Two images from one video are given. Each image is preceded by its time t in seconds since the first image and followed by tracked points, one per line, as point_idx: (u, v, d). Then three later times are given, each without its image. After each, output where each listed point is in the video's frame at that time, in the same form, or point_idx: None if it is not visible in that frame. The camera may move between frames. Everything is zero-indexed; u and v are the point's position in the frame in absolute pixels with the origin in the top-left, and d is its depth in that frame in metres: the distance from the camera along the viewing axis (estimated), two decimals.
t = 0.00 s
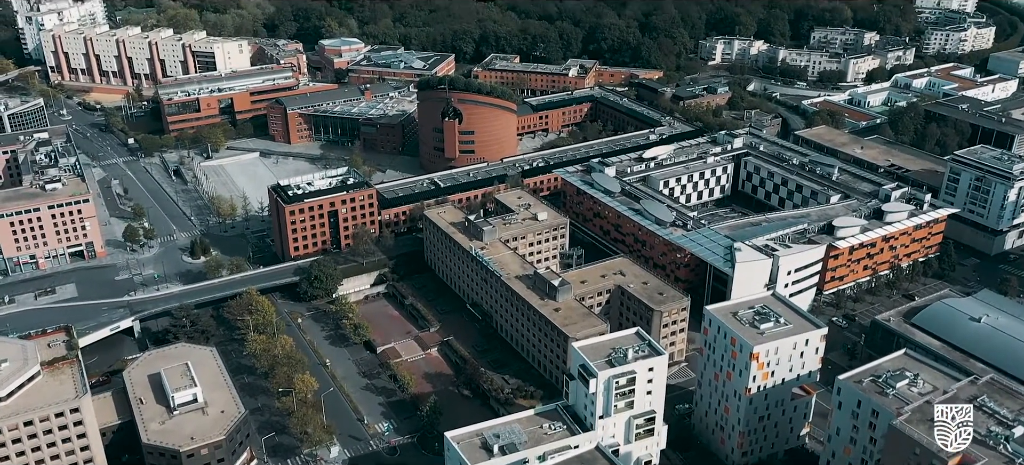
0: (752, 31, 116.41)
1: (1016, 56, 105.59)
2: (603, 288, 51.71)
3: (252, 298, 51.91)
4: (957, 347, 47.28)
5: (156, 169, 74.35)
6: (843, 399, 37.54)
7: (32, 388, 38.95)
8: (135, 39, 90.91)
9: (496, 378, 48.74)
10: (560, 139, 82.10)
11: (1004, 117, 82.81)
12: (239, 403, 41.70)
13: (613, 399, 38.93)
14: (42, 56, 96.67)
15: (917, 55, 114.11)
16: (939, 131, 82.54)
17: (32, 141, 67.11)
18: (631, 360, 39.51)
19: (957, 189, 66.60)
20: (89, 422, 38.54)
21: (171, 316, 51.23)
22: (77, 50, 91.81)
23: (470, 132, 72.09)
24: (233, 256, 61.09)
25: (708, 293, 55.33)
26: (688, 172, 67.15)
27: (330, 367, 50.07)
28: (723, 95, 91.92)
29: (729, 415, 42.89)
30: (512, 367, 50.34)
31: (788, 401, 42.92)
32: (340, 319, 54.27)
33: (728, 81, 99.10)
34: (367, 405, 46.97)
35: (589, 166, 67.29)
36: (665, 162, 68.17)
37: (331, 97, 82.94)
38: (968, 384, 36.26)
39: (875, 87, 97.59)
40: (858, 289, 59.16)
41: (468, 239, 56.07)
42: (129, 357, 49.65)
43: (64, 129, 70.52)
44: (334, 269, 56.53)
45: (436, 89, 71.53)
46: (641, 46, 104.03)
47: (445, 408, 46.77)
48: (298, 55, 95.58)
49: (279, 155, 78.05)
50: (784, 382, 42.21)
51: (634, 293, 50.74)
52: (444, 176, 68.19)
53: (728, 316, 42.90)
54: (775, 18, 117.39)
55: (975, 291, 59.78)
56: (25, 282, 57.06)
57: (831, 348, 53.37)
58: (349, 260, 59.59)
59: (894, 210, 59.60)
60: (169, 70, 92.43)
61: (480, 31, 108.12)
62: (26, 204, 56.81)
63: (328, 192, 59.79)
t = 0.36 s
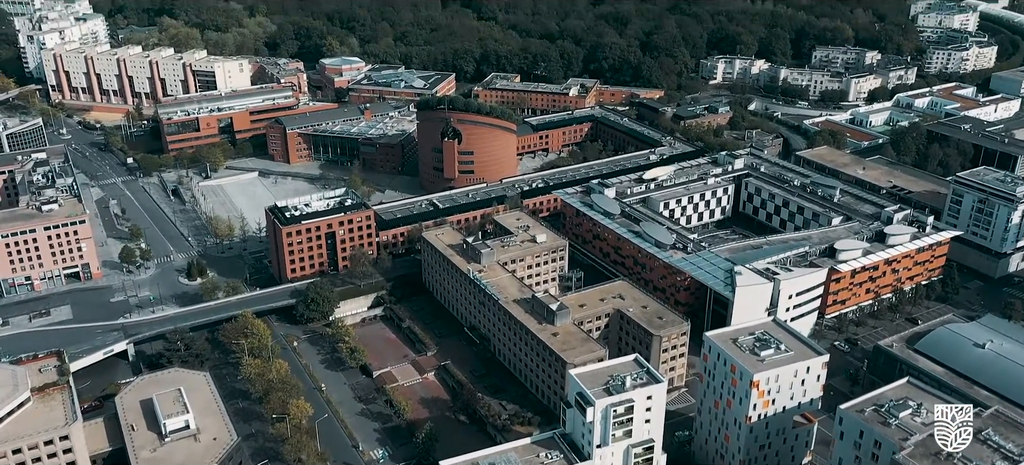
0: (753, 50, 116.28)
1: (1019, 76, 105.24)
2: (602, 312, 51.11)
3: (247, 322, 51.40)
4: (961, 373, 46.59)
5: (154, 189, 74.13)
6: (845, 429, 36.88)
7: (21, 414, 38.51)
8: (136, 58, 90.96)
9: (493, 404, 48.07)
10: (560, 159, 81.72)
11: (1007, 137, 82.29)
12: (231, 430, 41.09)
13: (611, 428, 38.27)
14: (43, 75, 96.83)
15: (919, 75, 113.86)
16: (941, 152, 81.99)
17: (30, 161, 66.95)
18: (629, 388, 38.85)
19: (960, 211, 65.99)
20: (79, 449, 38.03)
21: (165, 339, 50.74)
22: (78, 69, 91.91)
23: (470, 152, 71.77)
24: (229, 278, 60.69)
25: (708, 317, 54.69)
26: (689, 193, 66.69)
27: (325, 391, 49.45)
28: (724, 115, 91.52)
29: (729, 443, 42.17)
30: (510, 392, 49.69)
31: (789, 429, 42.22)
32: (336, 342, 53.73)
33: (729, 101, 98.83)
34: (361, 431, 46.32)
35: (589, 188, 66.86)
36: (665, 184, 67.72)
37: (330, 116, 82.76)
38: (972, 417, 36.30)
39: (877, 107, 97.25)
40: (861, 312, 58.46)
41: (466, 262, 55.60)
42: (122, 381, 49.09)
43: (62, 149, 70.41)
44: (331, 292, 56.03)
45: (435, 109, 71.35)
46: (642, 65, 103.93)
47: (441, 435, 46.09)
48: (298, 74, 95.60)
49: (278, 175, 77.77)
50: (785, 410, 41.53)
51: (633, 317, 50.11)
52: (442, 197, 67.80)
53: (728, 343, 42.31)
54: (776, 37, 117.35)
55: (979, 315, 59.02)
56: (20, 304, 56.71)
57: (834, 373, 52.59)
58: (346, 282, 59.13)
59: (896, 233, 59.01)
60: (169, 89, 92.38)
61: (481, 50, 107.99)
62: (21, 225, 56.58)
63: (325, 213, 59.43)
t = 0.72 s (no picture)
0: (756, 69, 116.04)
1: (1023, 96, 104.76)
2: (602, 336, 50.49)
3: (244, 345, 50.84)
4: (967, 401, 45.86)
5: (154, 208, 73.93)
6: (849, 460, 36.22)
7: (12, 440, 38.07)
8: (138, 77, 91.05)
9: (491, 430, 47.34)
10: (562, 179, 81.28)
11: (1011, 158, 81.72)
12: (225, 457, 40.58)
13: (609, 457, 37.65)
14: (45, 93, 97.02)
15: (922, 94, 113.56)
16: (946, 173, 81.35)
17: (29, 181, 66.80)
18: (628, 416, 38.24)
19: (965, 234, 65.33)
20: None
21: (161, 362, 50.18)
22: (80, 88, 92.06)
23: (470, 172, 71.45)
24: (227, 300, 60.27)
25: (710, 341, 54.04)
26: (691, 215, 66.19)
27: (322, 417, 48.78)
28: (727, 134, 91.03)
29: None
30: (508, 417, 49.01)
31: (792, 458, 41.46)
32: (334, 365, 53.17)
33: (732, 120, 98.55)
34: (357, 457, 45.63)
35: (590, 209, 66.43)
36: (667, 205, 67.23)
37: (331, 136, 82.61)
38: (980, 450, 35.51)
39: (880, 126, 96.86)
40: (865, 337, 57.71)
41: (465, 284, 55.12)
42: (116, 405, 48.46)
43: (62, 169, 70.26)
44: (328, 314, 55.52)
45: (436, 129, 71.22)
46: (644, 84, 103.77)
47: (439, 462, 45.38)
48: (300, 93, 95.66)
49: (278, 195, 77.49)
50: (788, 439, 40.79)
51: (633, 342, 49.48)
52: (442, 218, 67.41)
53: (730, 370, 41.70)
54: (779, 57, 117.28)
55: (986, 340, 58.15)
56: (16, 325, 56.34)
57: (838, 398, 51.79)
58: (344, 304, 58.64)
59: (900, 256, 58.35)
60: (170, 108, 92.38)
61: (483, 69, 107.75)
62: (18, 246, 56.31)
63: (324, 234, 59.06)
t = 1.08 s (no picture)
0: (759, 88, 115.75)
1: None
2: (603, 361, 49.80)
3: (240, 368, 50.24)
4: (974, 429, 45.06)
5: (154, 228, 73.71)
6: None
7: None
8: (140, 95, 91.12)
9: (490, 457, 46.62)
10: (564, 199, 80.82)
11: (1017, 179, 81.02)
12: None
13: None
14: (48, 111, 97.15)
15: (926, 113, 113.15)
16: (951, 193, 80.60)
17: (28, 200, 66.66)
18: (628, 445, 37.60)
19: (970, 256, 64.61)
20: None
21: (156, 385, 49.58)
22: (83, 106, 92.18)
23: (471, 193, 71.08)
24: (225, 321, 59.77)
25: (712, 366, 53.28)
26: (693, 236, 65.64)
27: (319, 441, 48.11)
28: (729, 154, 90.49)
29: None
30: (507, 443, 48.26)
31: None
32: (331, 389, 52.54)
33: (735, 140, 98.19)
34: None
35: (591, 230, 65.94)
36: (669, 226, 66.69)
37: (332, 155, 82.38)
38: None
39: (884, 146, 96.34)
40: (869, 361, 56.88)
41: (464, 307, 54.56)
42: (111, 429, 47.86)
43: (61, 188, 70.09)
44: (326, 337, 54.96)
45: (436, 149, 70.93)
46: (647, 103, 103.48)
47: None
48: (302, 112, 95.64)
49: (278, 214, 77.22)
50: None
51: (634, 367, 48.76)
52: (442, 239, 66.98)
53: (731, 398, 41.06)
54: (782, 75, 117.03)
55: (993, 365, 57.29)
56: (12, 347, 55.94)
57: (843, 425, 50.91)
58: (343, 326, 58.10)
59: (905, 279, 57.64)
60: (172, 126, 92.37)
61: (485, 88, 107.65)
62: (15, 267, 56.03)
63: (323, 256, 58.60)
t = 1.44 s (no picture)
0: (762, 106, 115.44)
1: None
2: (603, 385, 49.07)
3: (236, 391, 49.63)
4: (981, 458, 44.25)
5: (153, 247, 73.48)
6: None
7: None
8: (142, 114, 91.12)
9: None
10: (565, 219, 80.38)
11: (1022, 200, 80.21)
12: None
13: None
14: (50, 129, 97.23)
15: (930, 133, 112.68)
16: (955, 214, 79.86)
17: (27, 220, 66.50)
18: None
19: (976, 279, 63.88)
20: None
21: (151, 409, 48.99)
22: (85, 124, 92.25)
23: (472, 213, 70.69)
24: (223, 343, 59.28)
25: (715, 390, 52.49)
26: (695, 257, 65.08)
27: None
28: (733, 174, 89.96)
29: None
30: None
31: None
32: (328, 412, 51.88)
33: (737, 159, 97.84)
34: None
35: (592, 251, 65.46)
36: (670, 247, 66.11)
37: (333, 174, 82.03)
38: None
39: (888, 166, 95.78)
40: (874, 386, 56.05)
41: (463, 330, 53.99)
42: (104, 453, 47.24)
43: (61, 207, 69.87)
44: (323, 359, 54.36)
45: (436, 169, 70.59)
46: (649, 122, 103.05)
47: None
48: (303, 131, 95.52)
49: (278, 233, 76.91)
50: None
51: (635, 392, 48.01)
52: (443, 259, 66.53)
53: (733, 425, 40.39)
54: (785, 94, 116.70)
55: (1000, 390, 56.41)
56: (8, 368, 55.55)
57: (847, 452, 50.03)
58: (341, 349, 57.55)
59: (909, 303, 56.95)
60: (174, 144, 92.31)
61: (487, 106, 107.47)
62: (12, 287, 55.72)
63: (321, 277, 58.16)
